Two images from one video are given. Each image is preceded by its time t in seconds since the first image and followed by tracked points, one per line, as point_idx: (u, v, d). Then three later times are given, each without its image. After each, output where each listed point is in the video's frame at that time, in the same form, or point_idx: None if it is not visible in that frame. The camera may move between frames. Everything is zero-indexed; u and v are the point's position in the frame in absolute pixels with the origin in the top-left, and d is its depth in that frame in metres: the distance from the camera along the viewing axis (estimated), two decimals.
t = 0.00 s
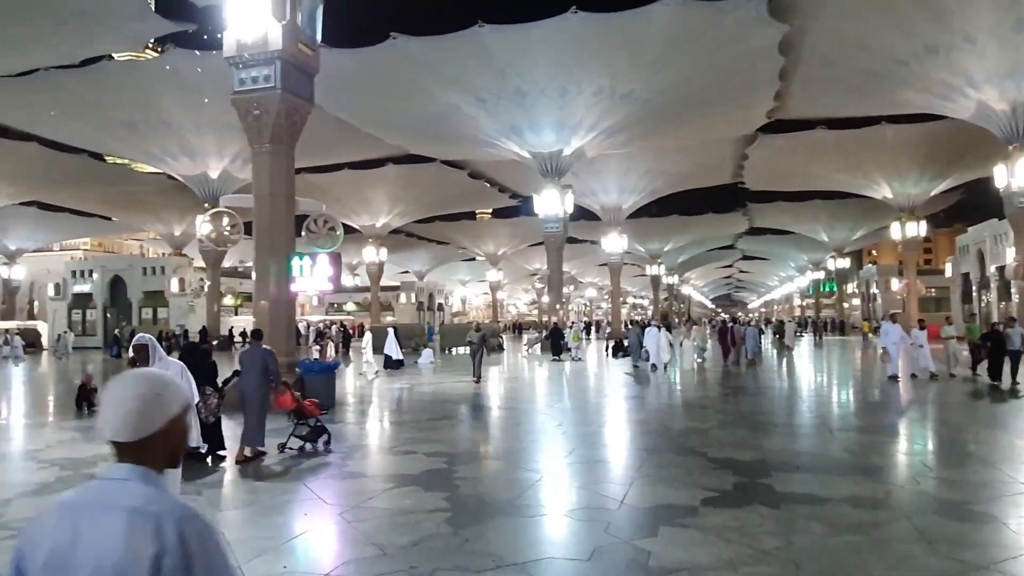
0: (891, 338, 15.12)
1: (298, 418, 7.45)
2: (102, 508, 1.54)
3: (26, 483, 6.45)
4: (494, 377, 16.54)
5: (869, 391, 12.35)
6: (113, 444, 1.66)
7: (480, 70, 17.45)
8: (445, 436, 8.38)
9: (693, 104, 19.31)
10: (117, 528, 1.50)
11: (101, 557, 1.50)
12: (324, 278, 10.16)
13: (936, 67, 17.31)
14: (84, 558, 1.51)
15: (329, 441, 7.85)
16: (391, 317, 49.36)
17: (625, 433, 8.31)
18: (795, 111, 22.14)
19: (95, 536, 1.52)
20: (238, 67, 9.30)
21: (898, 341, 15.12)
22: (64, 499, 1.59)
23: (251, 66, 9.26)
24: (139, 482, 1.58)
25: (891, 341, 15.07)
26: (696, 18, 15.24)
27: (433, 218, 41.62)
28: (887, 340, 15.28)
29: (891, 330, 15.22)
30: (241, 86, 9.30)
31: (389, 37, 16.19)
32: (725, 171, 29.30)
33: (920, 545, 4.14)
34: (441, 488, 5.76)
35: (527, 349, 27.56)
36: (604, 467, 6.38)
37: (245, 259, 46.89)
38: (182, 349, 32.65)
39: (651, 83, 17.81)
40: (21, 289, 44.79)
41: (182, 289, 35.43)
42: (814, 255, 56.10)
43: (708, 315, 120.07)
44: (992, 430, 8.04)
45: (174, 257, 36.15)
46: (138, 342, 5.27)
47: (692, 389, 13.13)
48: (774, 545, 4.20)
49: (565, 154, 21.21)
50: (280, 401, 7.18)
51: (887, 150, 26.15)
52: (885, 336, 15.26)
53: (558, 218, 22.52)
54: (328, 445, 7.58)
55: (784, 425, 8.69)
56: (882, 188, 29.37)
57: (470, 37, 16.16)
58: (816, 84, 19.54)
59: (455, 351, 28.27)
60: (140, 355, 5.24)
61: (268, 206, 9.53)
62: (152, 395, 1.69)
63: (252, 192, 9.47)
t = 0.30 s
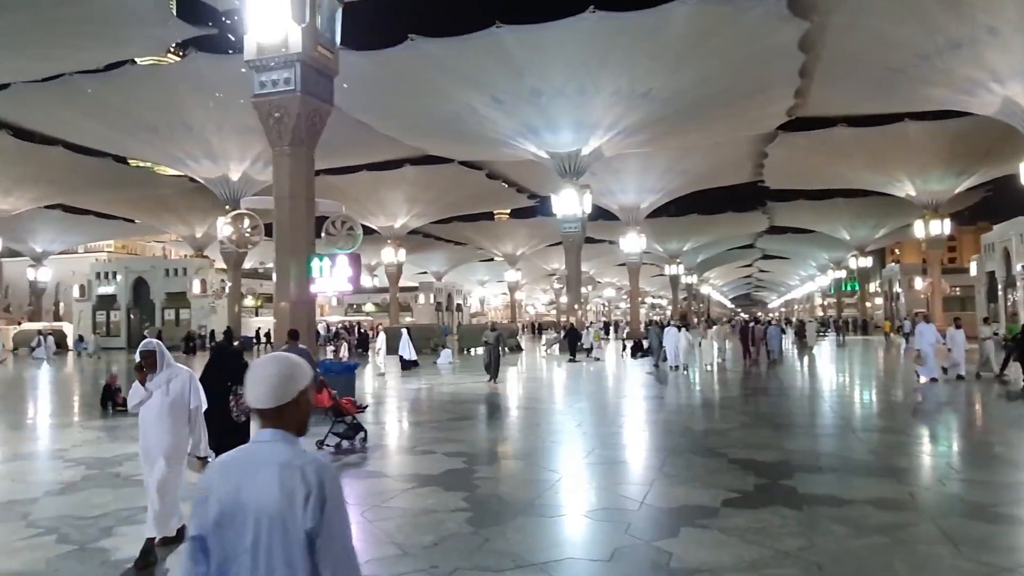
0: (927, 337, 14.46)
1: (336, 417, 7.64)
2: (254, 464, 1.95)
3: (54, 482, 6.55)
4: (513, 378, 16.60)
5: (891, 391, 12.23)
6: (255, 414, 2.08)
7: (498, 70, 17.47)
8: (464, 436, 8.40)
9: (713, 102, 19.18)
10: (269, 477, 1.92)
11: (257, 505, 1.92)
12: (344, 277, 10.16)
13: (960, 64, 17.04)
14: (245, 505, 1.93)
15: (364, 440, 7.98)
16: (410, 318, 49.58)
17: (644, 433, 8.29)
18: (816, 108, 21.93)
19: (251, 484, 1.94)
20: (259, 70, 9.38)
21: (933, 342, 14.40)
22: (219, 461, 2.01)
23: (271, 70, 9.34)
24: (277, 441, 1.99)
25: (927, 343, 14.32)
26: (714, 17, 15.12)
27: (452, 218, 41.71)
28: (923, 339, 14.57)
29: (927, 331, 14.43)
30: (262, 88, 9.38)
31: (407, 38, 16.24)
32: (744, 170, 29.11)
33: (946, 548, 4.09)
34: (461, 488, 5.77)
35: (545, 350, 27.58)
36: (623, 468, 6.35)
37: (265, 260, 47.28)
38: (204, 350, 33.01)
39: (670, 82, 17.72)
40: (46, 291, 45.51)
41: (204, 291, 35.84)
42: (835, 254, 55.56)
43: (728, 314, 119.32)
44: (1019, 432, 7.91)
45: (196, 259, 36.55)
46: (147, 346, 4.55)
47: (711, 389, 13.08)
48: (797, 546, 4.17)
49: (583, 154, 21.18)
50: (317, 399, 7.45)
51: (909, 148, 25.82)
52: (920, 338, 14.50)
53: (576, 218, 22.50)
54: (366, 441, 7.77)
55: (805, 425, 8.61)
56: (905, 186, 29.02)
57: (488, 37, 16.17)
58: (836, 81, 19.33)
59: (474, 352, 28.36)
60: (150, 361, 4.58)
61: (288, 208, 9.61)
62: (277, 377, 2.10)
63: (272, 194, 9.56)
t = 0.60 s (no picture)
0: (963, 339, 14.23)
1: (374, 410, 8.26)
2: (359, 446, 2.18)
3: (79, 481, 6.63)
4: (531, 378, 16.61)
5: (915, 392, 12.08)
6: (361, 400, 2.29)
7: (515, 71, 17.49)
8: (483, 437, 8.41)
9: (732, 100, 19.04)
10: (373, 458, 2.14)
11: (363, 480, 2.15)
12: (363, 279, 9.74)
13: (983, 60, 16.78)
14: (352, 480, 2.17)
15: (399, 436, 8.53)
16: (428, 318, 49.74)
17: (662, 433, 8.25)
18: (837, 106, 21.71)
19: (356, 464, 2.16)
20: (279, 72, 9.47)
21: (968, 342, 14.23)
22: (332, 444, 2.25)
23: (291, 72, 9.42)
24: (380, 427, 2.21)
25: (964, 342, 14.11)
26: (734, 15, 14.99)
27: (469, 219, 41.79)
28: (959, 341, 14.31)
29: (964, 332, 14.17)
30: (282, 91, 9.47)
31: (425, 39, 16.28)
32: (764, 169, 28.88)
33: (972, 551, 4.02)
34: (479, 488, 5.77)
35: (563, 350, 27.55)
36: (641, 469, 6.33)
37: (284, 261, 47.66)
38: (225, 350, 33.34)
39: (689, 81, 17.62)
40: (71, 291, 46.19)
41: (225, 292, 36.19)
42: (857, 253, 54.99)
43: (748, 314, 118.55)
44: None
45: (217, 260, 36.87)
46: (158, 343, 4.54)
47: (730, 389, 13.00)
48: (819, 548, 4.13)
49: (601, 154, 21.13)
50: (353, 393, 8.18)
51: (933, 145, 25.45)
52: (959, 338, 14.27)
53: (595, 218, 22.45)
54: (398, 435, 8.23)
55: (825, 427, 8.49)
56: (929, 184, 28.63)
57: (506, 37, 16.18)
58: (858, 78, 19.10)
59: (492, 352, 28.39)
60: (159, 358, 4.53)
61: (308, 209, 9.68)
62: (378, 370, 2.30)
63: (292, 196, 9.65)
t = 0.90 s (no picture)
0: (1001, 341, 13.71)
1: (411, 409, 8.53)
2: (451, 423, 2.57)
3: (103, 480, 6.71)
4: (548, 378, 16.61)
5: (936, 392, 11.96)
6: (452, 383, 2.68)
7: (532, 71, 17.46)
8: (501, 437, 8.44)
9: (750, 99, 18.92)
10: (464, 431, 2.53)
11: (458, 450, 2.53)
12: (382, 279, 9.80)
13: (1005, 57, 16.55)
14: (447, 450, 2.55)
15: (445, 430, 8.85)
16: (445, 319, 49.89)
17: (680, 434, 8.22)
18: (856, 104, 21.52)
19: (451, 435, 2.55)
20: (297, 75, 9.55)
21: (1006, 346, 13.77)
22: (426, 422, 2.64)
23: (309, 75, 9.49)
24: (468, 404, 2.59)
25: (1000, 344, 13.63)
26: (752, 13, 14.88)
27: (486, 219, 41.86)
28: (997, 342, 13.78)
29: (1002, 333, 13.63)
30: (300, 93, 9.54)
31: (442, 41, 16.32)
32: (782, 168, 28.67)
33: (996, 554, 3.97)
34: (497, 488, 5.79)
35: (581, 351, 27.55)
36: (660, 470, 6.29)
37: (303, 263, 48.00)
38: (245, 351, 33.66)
39: (707, 80, 17.52)
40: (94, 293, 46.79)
41: (244, 293, 36.50)
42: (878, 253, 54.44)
43: (766, 314, 117.78)
44: None
45: (236, 262, 37.18)
46: (159, 343, 4.21)
47: (749, 390, 12.93)
48: (840, 551, 4.10)
49: (618, 154, 21.09)
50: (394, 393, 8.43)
51: (955, 143, 25.13)
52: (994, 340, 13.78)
53: (612, 218, 22.41)
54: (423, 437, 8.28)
55: (845, 428, 8.42)
56: (951, 182, 28.29)
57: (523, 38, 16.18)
58: (878, 75, 18.91)
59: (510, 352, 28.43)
60: (160, 359, 4.24)
61: (326, 211, 9.74)
62: (466, 358, 2.69)
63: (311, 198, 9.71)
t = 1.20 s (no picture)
0: None
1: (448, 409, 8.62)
2: (519, 417, 2.71)
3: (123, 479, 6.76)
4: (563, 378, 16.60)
5: (955, 393, 11.85)
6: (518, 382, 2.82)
7: (545, 72, 17.46)
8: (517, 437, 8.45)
9: (766, 98, 18.81)
10: (533, 423, 2.68)
11: (528, 442, 2.66)
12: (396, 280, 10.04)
13: None
14: (517, 443, 2.67)
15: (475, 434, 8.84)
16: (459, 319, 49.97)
17: (696, 434, 8.18)
18: (874, 102, 21.34)
19: (521, 428, 2.68)
20: (312, 76, 9.60)
21: None
22: (488, 420, 2.75)
23: (324, 76, 9.53)
24: (533, 401, 2.75)
25: None
26: (767, 11, 14.79)
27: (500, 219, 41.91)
28: None
29: None
30: (315, 94, 9.58)
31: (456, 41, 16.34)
32: (799, 167, 28.48)
33: (1018, 557, 3.93)
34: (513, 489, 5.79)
35: (595, 351, 27.51)
36: (675, 470, 6.27)
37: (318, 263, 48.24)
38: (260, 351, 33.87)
39: (722, 78, 17.42)
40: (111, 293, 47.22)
41: (260, 293, 36.73)
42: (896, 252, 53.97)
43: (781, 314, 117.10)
44: None
45: (252, 262, 37.40)
46: (145, 347, 4.19)
47: (765, 390, 12.87)
48: (858, 553, 4.06)
49: (633, 153, 21.04)
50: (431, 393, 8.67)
51: (974, 141, 24.86)
52: None
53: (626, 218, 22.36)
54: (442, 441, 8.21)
55: (864, 429, 8.35)
56: (970, 181, 28.00)
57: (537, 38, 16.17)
58: (896, 73, 18.75)
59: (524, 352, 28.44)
60: (147, 362, 4.20)
61: (340, 212, 9.79)
62: (530, 358, 2.83)
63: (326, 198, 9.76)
